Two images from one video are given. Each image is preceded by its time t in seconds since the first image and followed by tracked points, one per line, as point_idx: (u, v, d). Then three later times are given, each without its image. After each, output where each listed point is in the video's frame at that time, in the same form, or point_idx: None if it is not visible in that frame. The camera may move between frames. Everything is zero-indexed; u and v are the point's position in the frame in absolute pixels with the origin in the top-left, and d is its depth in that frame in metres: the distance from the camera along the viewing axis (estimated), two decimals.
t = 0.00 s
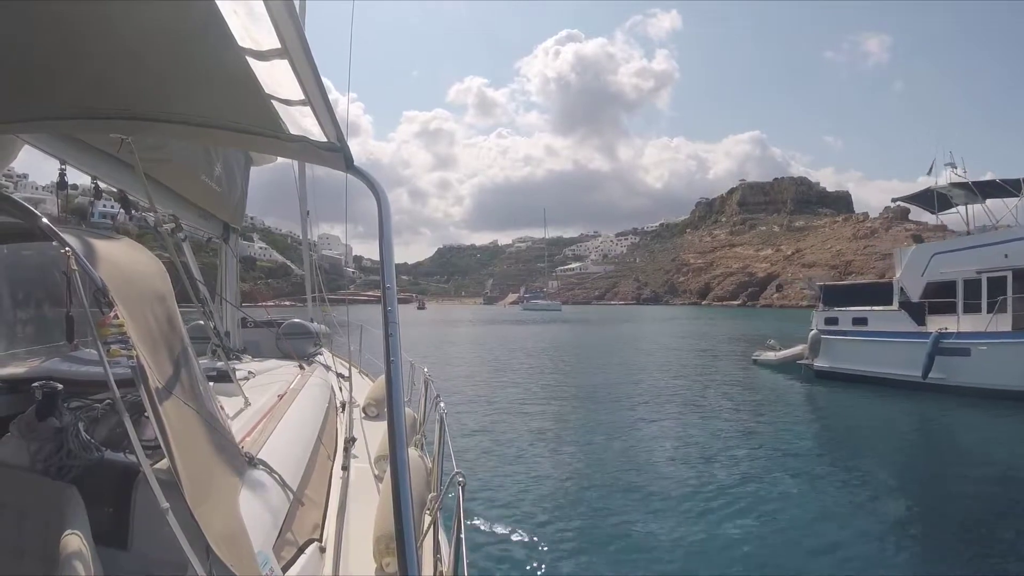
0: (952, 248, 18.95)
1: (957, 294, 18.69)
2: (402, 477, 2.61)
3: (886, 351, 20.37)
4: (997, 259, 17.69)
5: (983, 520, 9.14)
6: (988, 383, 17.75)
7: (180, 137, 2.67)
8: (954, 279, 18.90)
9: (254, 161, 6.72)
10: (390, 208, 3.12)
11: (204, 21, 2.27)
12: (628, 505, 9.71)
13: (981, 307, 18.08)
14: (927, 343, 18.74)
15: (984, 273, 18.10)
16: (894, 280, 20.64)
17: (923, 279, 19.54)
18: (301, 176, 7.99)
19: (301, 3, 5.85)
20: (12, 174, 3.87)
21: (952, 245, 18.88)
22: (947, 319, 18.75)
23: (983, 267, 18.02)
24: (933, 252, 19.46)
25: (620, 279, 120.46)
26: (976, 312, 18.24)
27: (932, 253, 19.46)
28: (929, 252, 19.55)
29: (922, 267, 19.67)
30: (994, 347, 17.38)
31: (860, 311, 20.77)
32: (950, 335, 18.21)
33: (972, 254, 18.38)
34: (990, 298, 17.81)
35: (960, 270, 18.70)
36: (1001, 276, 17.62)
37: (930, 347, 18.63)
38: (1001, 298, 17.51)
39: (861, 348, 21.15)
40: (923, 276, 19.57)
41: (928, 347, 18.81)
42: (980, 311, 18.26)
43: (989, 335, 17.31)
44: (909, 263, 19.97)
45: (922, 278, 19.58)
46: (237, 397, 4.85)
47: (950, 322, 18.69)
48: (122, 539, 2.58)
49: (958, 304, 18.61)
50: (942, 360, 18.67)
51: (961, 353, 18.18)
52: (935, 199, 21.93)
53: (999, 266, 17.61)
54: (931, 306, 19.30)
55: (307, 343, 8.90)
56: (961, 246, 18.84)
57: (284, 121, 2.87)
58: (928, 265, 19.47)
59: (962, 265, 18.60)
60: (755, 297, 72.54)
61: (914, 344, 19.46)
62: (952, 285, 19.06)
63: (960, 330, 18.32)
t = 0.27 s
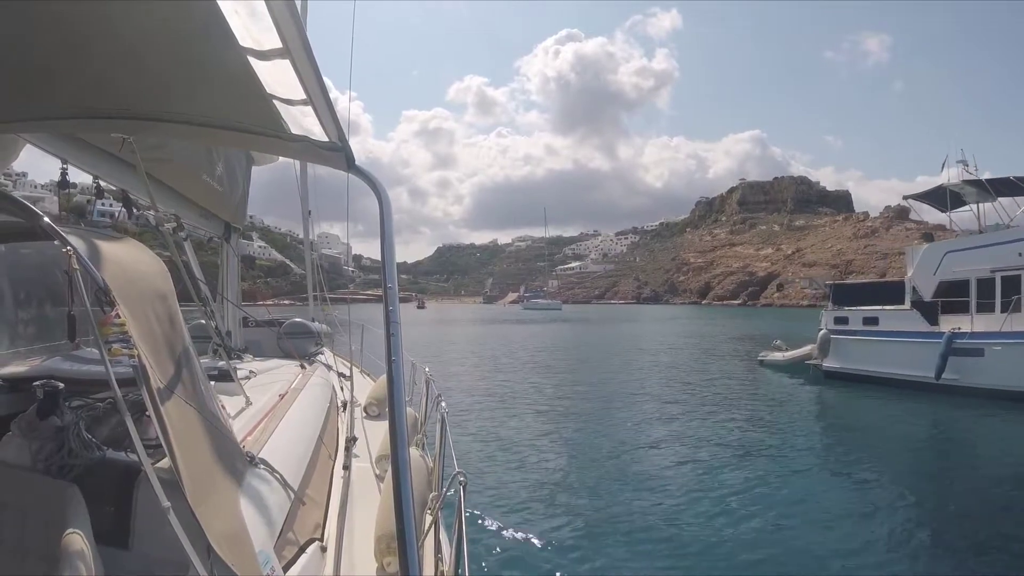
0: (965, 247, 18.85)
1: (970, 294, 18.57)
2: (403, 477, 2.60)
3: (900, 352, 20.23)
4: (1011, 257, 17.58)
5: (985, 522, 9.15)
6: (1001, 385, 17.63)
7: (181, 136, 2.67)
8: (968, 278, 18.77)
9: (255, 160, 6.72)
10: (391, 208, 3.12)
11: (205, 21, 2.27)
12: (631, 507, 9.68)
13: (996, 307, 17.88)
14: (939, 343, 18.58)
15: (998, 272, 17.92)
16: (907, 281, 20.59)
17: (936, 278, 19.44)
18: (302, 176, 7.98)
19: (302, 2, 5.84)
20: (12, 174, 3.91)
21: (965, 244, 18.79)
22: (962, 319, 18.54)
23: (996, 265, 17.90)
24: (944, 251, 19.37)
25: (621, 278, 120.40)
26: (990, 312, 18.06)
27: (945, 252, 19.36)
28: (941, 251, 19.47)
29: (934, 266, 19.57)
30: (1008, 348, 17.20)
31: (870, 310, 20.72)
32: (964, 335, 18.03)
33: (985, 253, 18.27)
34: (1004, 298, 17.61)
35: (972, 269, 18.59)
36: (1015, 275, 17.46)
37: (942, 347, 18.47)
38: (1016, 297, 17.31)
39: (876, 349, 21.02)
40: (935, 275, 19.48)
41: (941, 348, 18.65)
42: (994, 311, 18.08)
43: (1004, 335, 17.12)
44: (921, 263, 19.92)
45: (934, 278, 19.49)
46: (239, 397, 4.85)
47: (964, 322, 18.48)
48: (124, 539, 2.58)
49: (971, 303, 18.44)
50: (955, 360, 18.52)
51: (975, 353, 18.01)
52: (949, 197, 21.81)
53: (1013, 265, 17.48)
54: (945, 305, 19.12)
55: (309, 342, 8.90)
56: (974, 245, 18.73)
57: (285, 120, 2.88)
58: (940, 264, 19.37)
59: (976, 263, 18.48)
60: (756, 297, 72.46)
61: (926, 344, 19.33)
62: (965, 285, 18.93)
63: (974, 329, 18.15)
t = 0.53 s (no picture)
0: (978, 244, 18.76)
1: (983, 292, 18.49)
2: (405, 476, 2.60)
3: (912, 351, 20.16)
4: None
5: (987, 522, 9.16)
6: (1014, 384, 17.56)
7: (182, 135, 2.67)
8: (980, 276, 18.69)
9: (256, 160, 6.71)
10: (392, 207, 3.12)
11: (206, 21, 2.27)
12: (633, 507, 9.66)
13: (1009, 305, 17.82)
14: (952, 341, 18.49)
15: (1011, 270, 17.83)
16: (918, 278, 20.52)
17: (948, 276, 19.36)
18: (303, 175, 7.97)
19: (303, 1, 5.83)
20: (11, 172, 3.87)
21: (977, 241, 18.70)
22: (976, 318, 18.49)
23: (1010, 263, 17.84)
24: (956, 249, 19.31)
25: (621, 277, 120.30)
26: (1003, 310, 17.98)
27: (957, 250, 19.27)
28: (953, 249, 19.39)
29: (946, 264, 19.47)
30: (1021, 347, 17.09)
31: (880, 309, 20.64)
32: (977, 334, 17.94)
33: (997, 250, 18.25)
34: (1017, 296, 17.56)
35: (984, 266, 18.52)
36: None
37: (955, 346, 18.38)
38: None
39: (888, 348, 20.92)
40: (947, 273, 19.40)
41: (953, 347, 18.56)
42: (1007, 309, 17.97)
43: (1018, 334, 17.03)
44: (932, 261, 19.83)
45: (946, 275, 19.40)
46: (240, 396, 4.84)
47: (978, 321, 18.43)
48: (126, 538, 2.58)
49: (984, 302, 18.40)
50: (968, 359, 18.44)
51: (989, 352, 17.91)
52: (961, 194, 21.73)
53: None
54: (957, 303, 19.10)
55: (310, 342, 8.87)
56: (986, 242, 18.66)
57: (287, 120, 2.89)
58: (953, 261, 19.28)
59: (989, 261, 18.39)
60: (756, 296, 72.33)
61: (938, 343, 19.26)
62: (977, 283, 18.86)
63: (988, 328, 18.07)
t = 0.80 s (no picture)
0: (990, 242, 18.69)
1: (995, 290, 18.40)
2: (405, 474, 2.61)
3: (924, 351, 20.15)
4: None
5: (988, 521, 9.18)
6: None
7: (183, 134, 2.66)
8: (993, 274, 18.61)
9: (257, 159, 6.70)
10: (393, 207, 3.11)
11: (207, 20, 2.27)
12: (635, 507, 9.65)
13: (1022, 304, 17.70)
14: (966, 341, 18.47)
15: None
16: (930, 276, 20.48)
17: (960, 274, 19.33)
18: (304, 175, 7.96)
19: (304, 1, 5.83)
20: (9, 173, 3.84)
21: (990, 239, 18.65)
22: (988, 317, 18.41)
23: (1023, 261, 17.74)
24: (968, 247, 19.29)
25: (620, 276, 120.21)
26: (1016, 309, 17.89)
27: (970, 248, 19.22)
28: (965, 247, 19.35)
29: (958, 262, 19.44)
30: None
31: (891, 308, 20.60)
32: (992, 333, 17.94)
33: (1009, 249, 18.17)
34: None
35: (997, 265, 18.47)
36: None
37: (969, 346, 18.37)
38: None
39: (900, 347, 20.87)
40: (960, 271, 19.36)
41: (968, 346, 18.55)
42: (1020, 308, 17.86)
43: None
44: (944, 259, 19.78)
45: (958, 274, 19.37)
46: (240, 395, 4.84)
47: (992, 320, 18.32)
48: (126, 538, 2.58)
49: (998, 300, 18.28)
50: (982, 360, 18.44)
51: (1003, 351, 17.92)
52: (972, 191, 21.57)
53: None
54: (969, 302, 19.04)
55: (310, 342, 8.86)
56: (999, 239, 18.55)
57: (287, 119, 2.88)
58: (965, 260, 19.25)
59: (1002, 259, 18.34)
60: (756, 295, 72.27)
61: (951, 343, 19.25)
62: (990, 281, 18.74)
63: (1001, 327, 18.03)
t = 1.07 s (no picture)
0: (1003, 239, 18.55)
1: (1010, 288, 18.37)
2: (406, 474, 2.60)
3: (936, 350, 20.16)
4: None
5: (987, 522, 9.22)
6: None
7: (184, 134, 2.64)
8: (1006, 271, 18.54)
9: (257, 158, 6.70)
10: (394, 207, 3.11)
11: (207, 18, 2.28)
12: (635, 507, 9.65)
13: None
14: (980, 340, 18.47)
15: None
16: (940, 272, 20.37)
17: (972, 271, 19.21)
18: (304, 174, 7.95)
19: None
20: (7, 174, 3.84)
21: (1003, 236, 18.52)
22: (1002, 315, 18.40)
23: None
24: (981, 243, 19.11)
25: (619, 275, 120.20)
26: None
27: (982, 244, 19.08)
28: (978, 243, 19.17)
29: (970, 258, 19.32)
30: None
31: (903, 307, 20.60)
32: (1006, 331, 17.94)
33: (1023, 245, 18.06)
34: None
35: (1010, 262, 18.38)
36: None
37: (983, 345, 18.37)
38: None
39: (911, 346, 20.83)
40: (972, 267, 19.25)
41: (982, 345, 18.54)
42: None
43: None
44: (956, 255, 19.63)
45: (971, 270, 19.25)
46: (241, 395, 4.83)
47: (1005, 317, 18.35)
48: (127, 537, 2.58)
49: (1010, 298, 18.33)
50: (997, 359, 18.44)
51: (1018, 350, 17.92)
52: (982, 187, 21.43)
53: None
54: (983, 299, 18.99)
55: (311, 340, 8.87)
56: (1012, 236, 18.41)
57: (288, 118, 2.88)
58: (977, 256, 19.13)
59: (1015, 256, 18.24)
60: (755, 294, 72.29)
61: (964, 342, 19.26)
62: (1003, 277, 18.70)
63: (1015, 325, 18.05)
